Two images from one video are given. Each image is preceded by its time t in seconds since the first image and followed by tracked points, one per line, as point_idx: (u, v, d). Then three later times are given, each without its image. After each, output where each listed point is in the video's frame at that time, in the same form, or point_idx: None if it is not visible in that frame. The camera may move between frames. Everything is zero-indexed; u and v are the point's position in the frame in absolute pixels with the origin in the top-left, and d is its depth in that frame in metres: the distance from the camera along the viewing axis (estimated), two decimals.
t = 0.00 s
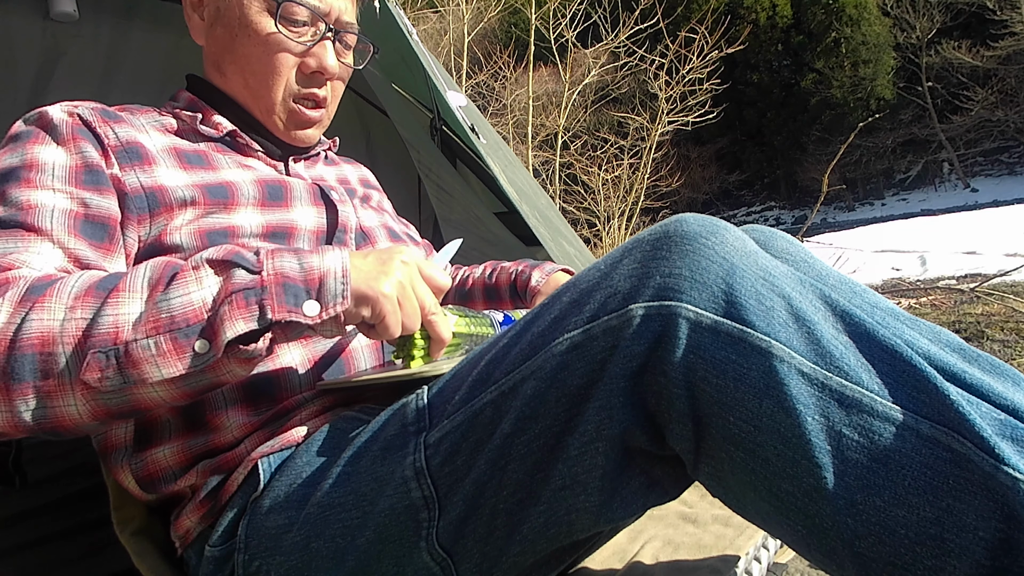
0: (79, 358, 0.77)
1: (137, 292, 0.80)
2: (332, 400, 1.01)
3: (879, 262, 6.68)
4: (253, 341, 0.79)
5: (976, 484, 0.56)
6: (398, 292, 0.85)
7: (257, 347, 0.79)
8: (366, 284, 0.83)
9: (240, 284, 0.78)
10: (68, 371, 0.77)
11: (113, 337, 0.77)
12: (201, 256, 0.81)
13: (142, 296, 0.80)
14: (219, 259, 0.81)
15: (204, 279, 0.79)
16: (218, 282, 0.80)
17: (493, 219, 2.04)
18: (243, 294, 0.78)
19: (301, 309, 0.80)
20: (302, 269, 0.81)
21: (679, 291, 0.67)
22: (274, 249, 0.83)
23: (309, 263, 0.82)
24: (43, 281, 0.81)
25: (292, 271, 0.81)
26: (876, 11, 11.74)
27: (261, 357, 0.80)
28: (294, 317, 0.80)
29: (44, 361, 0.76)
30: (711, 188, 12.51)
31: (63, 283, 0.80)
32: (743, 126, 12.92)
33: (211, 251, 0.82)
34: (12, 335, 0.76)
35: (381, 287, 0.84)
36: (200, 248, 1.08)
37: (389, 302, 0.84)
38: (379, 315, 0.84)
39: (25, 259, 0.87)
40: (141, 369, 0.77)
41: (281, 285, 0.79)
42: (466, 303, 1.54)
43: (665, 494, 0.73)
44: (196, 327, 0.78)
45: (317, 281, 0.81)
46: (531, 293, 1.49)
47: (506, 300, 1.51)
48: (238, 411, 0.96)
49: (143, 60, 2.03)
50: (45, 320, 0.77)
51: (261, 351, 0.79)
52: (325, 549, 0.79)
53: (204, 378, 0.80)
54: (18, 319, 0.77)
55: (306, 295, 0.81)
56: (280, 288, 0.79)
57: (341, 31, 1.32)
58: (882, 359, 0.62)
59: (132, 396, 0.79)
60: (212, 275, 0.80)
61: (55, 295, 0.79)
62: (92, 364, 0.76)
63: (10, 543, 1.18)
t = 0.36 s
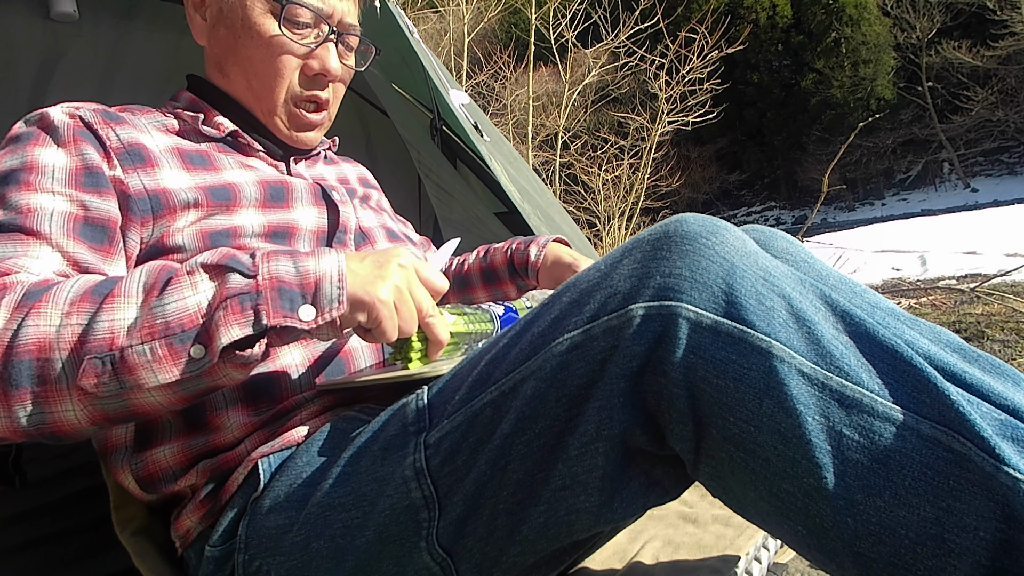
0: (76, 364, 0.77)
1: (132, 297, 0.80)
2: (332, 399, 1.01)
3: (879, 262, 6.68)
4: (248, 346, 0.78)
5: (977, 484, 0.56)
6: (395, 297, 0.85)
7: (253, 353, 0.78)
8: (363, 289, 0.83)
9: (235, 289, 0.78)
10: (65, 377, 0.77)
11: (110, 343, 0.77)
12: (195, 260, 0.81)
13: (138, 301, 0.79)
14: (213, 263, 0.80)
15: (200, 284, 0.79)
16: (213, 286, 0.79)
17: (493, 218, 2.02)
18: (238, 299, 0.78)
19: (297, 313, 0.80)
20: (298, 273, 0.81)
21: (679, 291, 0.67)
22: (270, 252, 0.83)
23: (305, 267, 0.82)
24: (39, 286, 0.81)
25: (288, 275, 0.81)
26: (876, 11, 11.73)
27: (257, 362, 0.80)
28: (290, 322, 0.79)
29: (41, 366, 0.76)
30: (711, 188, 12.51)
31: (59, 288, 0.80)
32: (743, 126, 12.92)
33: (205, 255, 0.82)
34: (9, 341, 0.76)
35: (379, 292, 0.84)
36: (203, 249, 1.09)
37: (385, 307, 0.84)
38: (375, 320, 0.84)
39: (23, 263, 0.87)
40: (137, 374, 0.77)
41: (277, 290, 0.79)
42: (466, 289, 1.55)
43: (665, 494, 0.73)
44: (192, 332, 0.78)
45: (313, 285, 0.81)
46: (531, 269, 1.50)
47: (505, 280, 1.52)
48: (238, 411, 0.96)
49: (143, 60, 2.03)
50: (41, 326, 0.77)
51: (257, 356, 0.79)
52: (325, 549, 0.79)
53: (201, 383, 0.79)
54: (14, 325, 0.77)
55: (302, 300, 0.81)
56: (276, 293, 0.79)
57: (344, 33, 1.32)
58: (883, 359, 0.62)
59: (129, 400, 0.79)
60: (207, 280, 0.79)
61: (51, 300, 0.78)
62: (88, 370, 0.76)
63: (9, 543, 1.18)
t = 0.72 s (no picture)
0: (72, 366, 0.77)
1: (128, 300, 0.80)
2: (331, 401, 1.01)
3: (880, 262, 6.68)
4: (244, 349, 0.79)
5: (977, 484, 0.56)
6: (393, 302, 0.84)
7: (249, 357, 0.79)
8: (361, 294, 0.83)
9: (231, 293, 0.78)
10: (61, 378, 0.77)
11: (105, 345, 0.77)
12: (191, 263, 0.81)
13: (134, 304, 0.79)
14: (211, 266, 0.80)
15: (195, 287, 0.79)
16: (209, 289, 0.79)
17: (493, 218, 2.02)
18: (234, 303, 0.78)
19: (293, 317, 0.79)
20: (294, 276, 0.81)
21: (679, 292, 0.67)
22: (266, 255, 0.83)
23: (302, 270, 0.82)
24: (37, 287, 0.81)
25: (284, 279, 0.80)
26: (876, 11, 11.73)
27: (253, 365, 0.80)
28: (285, 326, 0.79)
29: (36, 368, 0.76)
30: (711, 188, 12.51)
31: (56, 289, 0.80)
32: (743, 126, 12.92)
33: (202, 258, 0.82)
34: (6, 342, 0.76)
35: (376, 297, 0.83)
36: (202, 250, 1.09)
37: (383, 313, 0.83)
38: (372, 325, 0.83)
39: (22, 264, 0.86)
40: (132, 377, 0.77)
41: (273, 293, 0.79)
42: (466, 286, 1.54)
43: (665, 494, 0.73)
44: (187, 335, 0.78)
45: (309, 289, 0.81)
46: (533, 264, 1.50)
47: (507, 276, 1.52)
48: (238, 411, 0.96)
49: (143, 60, 2.03)
50: (37, 327, 0.77)
51: (253, 359, 0.80)
52: (325, 549, 0.79)
53: (197, 386, 0.79)
54: (10, 326, 0.77)
55: (298, 304, 0.80)
56: (272, 296, 0.79)
57: (338, 34, 1.31)
58: (883, 359, 0.62)
59: (125, 403, 0.78)
60: (202, 283, 0.80)
61: (47, 302, 0.78)
62: (83, 372, 0.76)
63: (8, 544, 1.18)
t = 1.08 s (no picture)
0: (69, 363, 0.77)
1: (125, 297, 0.80)
2: (331, 401, 1.01)
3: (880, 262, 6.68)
4: (240, 347, 0.79)
5: (977, 485, 0.56)
6: (386, 304, 0.84)
7: (244, 355, 0.79)
8: (354, 297, 0.82)
9: (226, 288, 0.78)
10: (57, 375, 0.77)
11: (102, 343, 0.77)
12: (188, 260, 0.81)
13: (131, 301, 0.80)
14: (207, 262, 0.80)
15: (192, 283, 0.79)
16: (206, 286, 0.79)
17: (493, 219, 2.02)
18: (228, 299, 0.78)
19: (289, 314, 0.80)
20: (290, 273, 0.81)
21: (679, 292, 0.67)
22: (263, 252, 0.83)
23: (297, 267, 0.82)
24: (35, 286, 0.81)
25: (279, 275, 0.81)
26: (876, 11, 11.73)
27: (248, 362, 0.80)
28: (279, 323, 0.79)
29: (34, 365, 0.76)
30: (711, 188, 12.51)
31: (55, 288, 0.80)
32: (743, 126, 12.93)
33: (199, 254, 0.82)
34: (4, 340, 0.76)
35: (369, 300, 0.83)
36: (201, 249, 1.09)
37: (376, 315, 0.83)
38: (365, 327, 0.83)
39: (20, 263, 0.86)
40: (129, 373, 0.77)
41: (268, 290, 0.79)
42: (467, 291, 1.54)
43: (665, 494, 0.73)
44: (185, 331, 0.78)
45: (304, 286, 0.81)
46: (533, 272, 1.50)
47: (506, 282, 1.52)
48: (237, 411, 0.96)
49: (143, 60, 2.03)
50: (35, 325, 0.77)
51: (248, 357, 0.79)
52: (325, 549, 0.79)
53: (193, 382, 0.79)
54: (8, 324, 0.77)
55: (293, 300, 0.80)
56: (267, 292, 0.79)
57: (340, 38, 1.31)
58: (883, 359, 0.62)
59: (122, 399, 0.78)
60: (198, 280, 0.80)
61: (46, 300, 0.78)
62: (80, 369, 0.76)
63: (7, 544, 1.17)
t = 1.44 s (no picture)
0: (56, 390, 0.77)
1: (108, 323, 0.79)
2: (330, 401, 1.02)
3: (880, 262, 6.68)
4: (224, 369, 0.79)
5: (977, 485, 0.56)
6: (370, 297, 0.84)
7: (229, 375, 0.79)
8: (337, 299, 0.83)
9: (207, 317, 0.78)
10: (45, 398, 0.77)
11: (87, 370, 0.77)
12: (167, 287, 0.80)
13: (113, 327, 0.79)
14: (184, 289, 0.80)
15: (172, 312, 0.79)
16: (185, 313, 0.79)
17: (493, 219, 2.02)
18: (211, 328, 0.78)
19: (271, 335, 0.80)
20: (268, 293, 0.81)
21: (679, 292, 0.67)
22: (240, 274, 0.83)
23: (274, 286, 0.82)
24: (22, 306, 0.80)
25: (258, 298, 0.81)
26: (876, 11, 11.73)
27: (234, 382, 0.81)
28: (265, 345, 0.80)
29: (22, 388, 0.76)
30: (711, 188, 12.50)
31: (40, 309, 0.79)
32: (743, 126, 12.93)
33: (178, 280, 0.81)
34: None
35: (353, 299, 0.83)
36: (199, 251, 1.09)
37: (364, 311, 0.83)
38: (357, 327, 0.83)
39: (6, 278, 0.87)
40: (115, 400, 0.77)
41: (249, 314, 0.80)
42: (466, 294, 1.55)
43: (665, 494, 0.73)
44: (168, 359, 0.78)
45: (284, 303, 0.81)
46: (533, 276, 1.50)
47: (506, 286, 1.52)
48: (237, 410, 0.95)
49: (143, 60, 2.03)
50: (21, 349, 0.76)
51: (234, 378, 0.80)
52: (325, 549, 0.79)
53: (179, 404, 0.80)
54: None
55: (275, 321, 0.81)
56: (248, 318, 0.79)
57: (338, 39, 1.31)
58: (883, 360, 0.62)
59: (111, 420, 0.79)
60: (178, 307, 0.79)
61: (32, 323, 0.78)
62: (67, 396, 0.76)
63: (7, 544, 1.17)
